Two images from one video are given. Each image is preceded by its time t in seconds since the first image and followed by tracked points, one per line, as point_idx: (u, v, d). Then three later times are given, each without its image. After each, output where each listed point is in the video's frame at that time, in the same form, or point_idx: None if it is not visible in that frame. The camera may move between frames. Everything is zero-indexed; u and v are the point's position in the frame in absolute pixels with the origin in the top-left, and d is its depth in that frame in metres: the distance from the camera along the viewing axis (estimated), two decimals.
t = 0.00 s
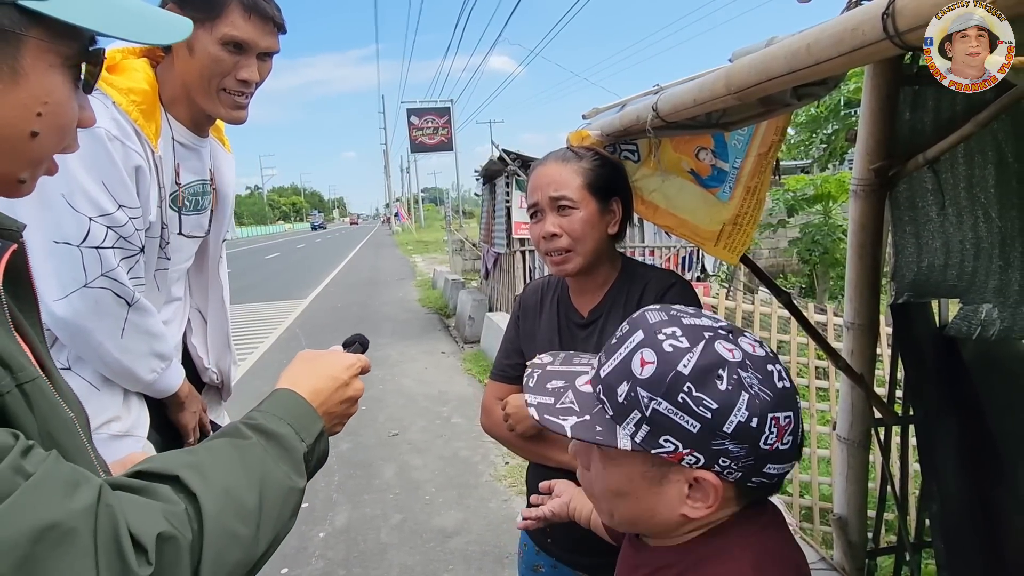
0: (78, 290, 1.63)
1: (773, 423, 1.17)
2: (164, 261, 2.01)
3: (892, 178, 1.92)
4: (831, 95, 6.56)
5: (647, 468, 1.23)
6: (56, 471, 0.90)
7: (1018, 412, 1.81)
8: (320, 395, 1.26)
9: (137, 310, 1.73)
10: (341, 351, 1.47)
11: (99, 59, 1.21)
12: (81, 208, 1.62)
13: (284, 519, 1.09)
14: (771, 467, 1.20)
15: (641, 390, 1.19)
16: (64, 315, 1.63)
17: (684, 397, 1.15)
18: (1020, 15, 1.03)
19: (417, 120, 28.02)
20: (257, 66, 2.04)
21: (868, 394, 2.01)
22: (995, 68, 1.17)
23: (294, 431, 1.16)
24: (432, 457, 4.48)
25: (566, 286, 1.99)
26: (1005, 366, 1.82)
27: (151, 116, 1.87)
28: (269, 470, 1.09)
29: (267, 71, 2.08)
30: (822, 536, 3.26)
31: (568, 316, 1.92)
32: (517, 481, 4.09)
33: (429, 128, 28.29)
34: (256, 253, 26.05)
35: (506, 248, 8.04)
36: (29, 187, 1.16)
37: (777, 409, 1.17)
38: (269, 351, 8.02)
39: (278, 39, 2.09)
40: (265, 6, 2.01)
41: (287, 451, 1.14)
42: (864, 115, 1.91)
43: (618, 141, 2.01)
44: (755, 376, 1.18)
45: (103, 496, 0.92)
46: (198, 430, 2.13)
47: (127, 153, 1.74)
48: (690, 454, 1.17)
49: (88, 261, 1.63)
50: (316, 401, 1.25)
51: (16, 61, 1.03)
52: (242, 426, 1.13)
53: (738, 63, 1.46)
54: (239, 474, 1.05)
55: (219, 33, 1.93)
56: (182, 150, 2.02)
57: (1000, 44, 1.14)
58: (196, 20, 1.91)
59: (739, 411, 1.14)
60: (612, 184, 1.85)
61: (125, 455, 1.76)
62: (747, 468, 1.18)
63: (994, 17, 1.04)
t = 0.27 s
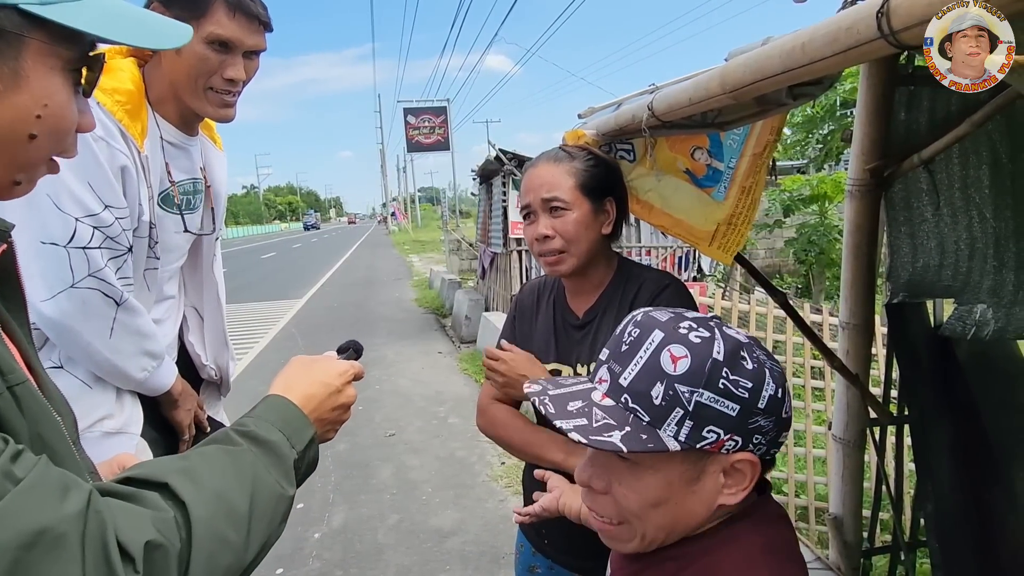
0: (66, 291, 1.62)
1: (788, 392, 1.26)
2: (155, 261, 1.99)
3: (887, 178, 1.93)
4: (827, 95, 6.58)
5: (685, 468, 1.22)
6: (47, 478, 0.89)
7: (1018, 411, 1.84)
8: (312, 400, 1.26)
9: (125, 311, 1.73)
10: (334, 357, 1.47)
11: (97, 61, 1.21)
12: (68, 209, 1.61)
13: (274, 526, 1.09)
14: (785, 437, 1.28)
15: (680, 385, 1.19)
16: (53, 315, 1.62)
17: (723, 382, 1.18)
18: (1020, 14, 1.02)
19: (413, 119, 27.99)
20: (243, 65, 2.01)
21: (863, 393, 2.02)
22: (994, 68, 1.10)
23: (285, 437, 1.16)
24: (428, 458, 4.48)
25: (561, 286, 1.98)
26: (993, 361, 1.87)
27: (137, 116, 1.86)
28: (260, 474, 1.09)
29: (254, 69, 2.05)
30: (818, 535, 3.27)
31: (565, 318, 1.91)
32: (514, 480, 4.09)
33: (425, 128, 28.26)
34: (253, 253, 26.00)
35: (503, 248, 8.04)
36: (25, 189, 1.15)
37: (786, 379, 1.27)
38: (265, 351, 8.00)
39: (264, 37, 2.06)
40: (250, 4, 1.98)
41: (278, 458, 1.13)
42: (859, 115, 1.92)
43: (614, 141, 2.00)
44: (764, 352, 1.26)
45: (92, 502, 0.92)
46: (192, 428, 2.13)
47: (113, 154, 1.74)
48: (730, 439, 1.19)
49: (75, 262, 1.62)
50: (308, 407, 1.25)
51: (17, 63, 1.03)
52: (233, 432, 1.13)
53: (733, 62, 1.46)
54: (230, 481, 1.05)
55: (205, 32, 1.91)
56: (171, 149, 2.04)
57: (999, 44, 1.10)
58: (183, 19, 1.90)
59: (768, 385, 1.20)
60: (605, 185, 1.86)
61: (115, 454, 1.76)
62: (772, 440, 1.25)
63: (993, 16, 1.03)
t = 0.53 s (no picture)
0: (53, 288, 1.60)
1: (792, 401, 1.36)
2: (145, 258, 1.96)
3: (883, 178, 1.93)
4: (823, 95, 6.59)
5: (716, 461, 1.24)
6: (25, 484, 0.88)
7: (1012, 411, 1.88)
8: (303, 404, 1.25)
9: (114, 308, 1.70)
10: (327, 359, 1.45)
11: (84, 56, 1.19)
12: (54, 206, 1.59)
13: (260, 534, 1.08)
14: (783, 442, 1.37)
15: (729, 378, 1.23)
16: (41, 313, 1.61)
17: (763, 379, 1.25)
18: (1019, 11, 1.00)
19: (410, 118, 27.94)
20: (233, 61, 1.98)
21: (858, 393, 2.02)
22: (996, 67, 1.08)
23: (274, 442, 1.15)
24: (424, 457, 4.47)
25: (558, 285, 1.99)
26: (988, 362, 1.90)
27: (126, 113, 1.84)
28: (246, 480, 1.08)
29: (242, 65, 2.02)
30: (813, 535, 3.27)
31: (557, 315, 1.92)
32: (509, 480, 4.08)
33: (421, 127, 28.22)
34: (248, 252, 25.92)
35: (499, 247, 8.03)
36: (15, 183, 1.15)
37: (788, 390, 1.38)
38: (261, 351, 7.98)
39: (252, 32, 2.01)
40: None
41: (266, 464, 1.12)
42: (856, 115, 1.91)
43: (609, 139, 2.00)
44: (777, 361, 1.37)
45: (71, 510, 0.91)
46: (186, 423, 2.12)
47: (99, 151, 1.73)
48: (760, 435, 1.24)
49: (63, 259, 1.60)
50: (299, 411, 1.24)
51: None
52: (220, 436, 1.12)
53: (729, 60, 1.45)
54: (215, 487, 1.04)
55: (192, 28, 1.88)
56: (161, 146, 2.03)
57: (1000, 44, 1.07)
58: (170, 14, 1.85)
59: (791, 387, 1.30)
60: (602, 184, 1.85)
61: (105, 453, 1.75)
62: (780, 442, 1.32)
63: (993, 16, 1.03)
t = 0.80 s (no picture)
0: (25, 284, 1.62)
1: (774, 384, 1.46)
2: (127, 258, 1.95)
3: (878, 177, 1.93)
4: (818, 95, 6.60)
5: (740, 448, 1.30)
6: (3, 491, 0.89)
7: (1005, 411, 1.86)
8: (293, 408, 1.24)
9: (88, 306, 1.71)
10: (320, 363, 1.45)
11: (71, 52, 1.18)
12: (27, 204, 1.59)
13: (246, 545, 1.07)
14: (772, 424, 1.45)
15: (747, 359, 1.31)
16: (15, 309, 1.63)
17: (767, 360, 1.35)
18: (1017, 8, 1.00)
19: (406, 117, 27.88)
20: (224, 60, 1.95)
21: (852, 393, 2.03)
22: (996, 67, 1.07)
23: (263, 448, 1.14)
24: (419, 457, 4.46)
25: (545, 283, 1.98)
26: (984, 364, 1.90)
27: (105, 113, 1.83)
28: (232, 489, 1.07)
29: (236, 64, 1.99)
30: (807, 533, 3.28)
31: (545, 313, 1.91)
32: (504, 479, 4.08)
33: (417, 126, 28.17)
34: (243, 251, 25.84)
35: (495, 246, 8.03)
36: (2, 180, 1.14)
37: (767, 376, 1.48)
38: (255, 350, 7.95)
39: (246, 32, 1.98)
40: None
41: (255, 470, 1.11)
42: (850, 116, 1.91)
43: (605, 138, 1.98)
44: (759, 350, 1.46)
45: (51, 520, 0.90)
46: (174, 422, 2.10)
47: (74, 151, 1.70)
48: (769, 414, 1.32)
49: (34, 256, 1.61)
50: (288, 416, 1.24)
51: None
52: (209, 442, 1.11)
53: (724, 58, 1.45)
54: (201, 495, 1.03)
55: (183, 27, 1.85)
56: (149, 145, 2.00)
57: (999, 44, 1.06)
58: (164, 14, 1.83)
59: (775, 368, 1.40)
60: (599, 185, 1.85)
61: (89, 452, 1.74)
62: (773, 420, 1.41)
63: (993, 15, 1.03)
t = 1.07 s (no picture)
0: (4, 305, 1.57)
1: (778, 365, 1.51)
2: (108, 266, 1.94)
3: (872, 175, 1.93)
4: (813, 93, 6.61)
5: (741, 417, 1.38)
6: None
7: (992, 406, 1.90)
8: (292, 409, 1.25)
9: (74, 321, 1.68)
10: (320, 364, 1.46)
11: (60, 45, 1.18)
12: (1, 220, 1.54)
13: (240, 545, 1.07)
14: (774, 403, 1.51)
15: (750, 335, 1.37)
16: None
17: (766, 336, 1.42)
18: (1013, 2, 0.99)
19: (402, 114, 27.81)
20: (207, 55, 1.94)
21: (847, 389, 2.03)
22: (996, 67, 1.09)
23: (260, 447, 1.15)
24: (415, 454, 4.46)
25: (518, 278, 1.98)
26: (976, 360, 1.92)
27: (80, 115, 1.80)
28: (229, 486, 1.07)
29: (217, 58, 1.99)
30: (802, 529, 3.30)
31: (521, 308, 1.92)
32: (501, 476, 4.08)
33: (413, 123, 28.11)
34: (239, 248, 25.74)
35: (491, 243, 8.02)
36: None
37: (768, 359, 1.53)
38: (251, 348, 7.93)
39: (230, 26, 1.99)
40: None
41: (252, 469, 1.11)
42: (845, 113, 1.91)
43: (599, 136, 1.92)
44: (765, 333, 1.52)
45: (45, 516, 0.90)
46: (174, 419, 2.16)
47: (50, 158, 1.67)
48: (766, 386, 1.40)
49: (12, 275, 1.57)
50: (287, 416, 1.25)
51: None
52: (206, 440, 1.12)
53: (719, 54, 1.45)
54: (196, 494, 1.03)
55: (165, 22, 1.83)
56: (126, 143, 2.00)
57: (999, 44, 1.07)
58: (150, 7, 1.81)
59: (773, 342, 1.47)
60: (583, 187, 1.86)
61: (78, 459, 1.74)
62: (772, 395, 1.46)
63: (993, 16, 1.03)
